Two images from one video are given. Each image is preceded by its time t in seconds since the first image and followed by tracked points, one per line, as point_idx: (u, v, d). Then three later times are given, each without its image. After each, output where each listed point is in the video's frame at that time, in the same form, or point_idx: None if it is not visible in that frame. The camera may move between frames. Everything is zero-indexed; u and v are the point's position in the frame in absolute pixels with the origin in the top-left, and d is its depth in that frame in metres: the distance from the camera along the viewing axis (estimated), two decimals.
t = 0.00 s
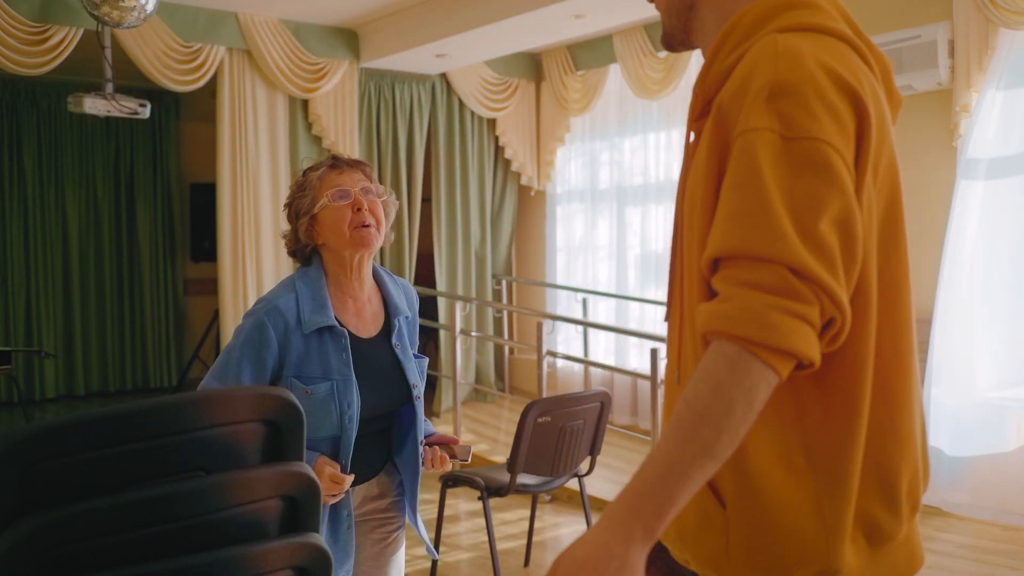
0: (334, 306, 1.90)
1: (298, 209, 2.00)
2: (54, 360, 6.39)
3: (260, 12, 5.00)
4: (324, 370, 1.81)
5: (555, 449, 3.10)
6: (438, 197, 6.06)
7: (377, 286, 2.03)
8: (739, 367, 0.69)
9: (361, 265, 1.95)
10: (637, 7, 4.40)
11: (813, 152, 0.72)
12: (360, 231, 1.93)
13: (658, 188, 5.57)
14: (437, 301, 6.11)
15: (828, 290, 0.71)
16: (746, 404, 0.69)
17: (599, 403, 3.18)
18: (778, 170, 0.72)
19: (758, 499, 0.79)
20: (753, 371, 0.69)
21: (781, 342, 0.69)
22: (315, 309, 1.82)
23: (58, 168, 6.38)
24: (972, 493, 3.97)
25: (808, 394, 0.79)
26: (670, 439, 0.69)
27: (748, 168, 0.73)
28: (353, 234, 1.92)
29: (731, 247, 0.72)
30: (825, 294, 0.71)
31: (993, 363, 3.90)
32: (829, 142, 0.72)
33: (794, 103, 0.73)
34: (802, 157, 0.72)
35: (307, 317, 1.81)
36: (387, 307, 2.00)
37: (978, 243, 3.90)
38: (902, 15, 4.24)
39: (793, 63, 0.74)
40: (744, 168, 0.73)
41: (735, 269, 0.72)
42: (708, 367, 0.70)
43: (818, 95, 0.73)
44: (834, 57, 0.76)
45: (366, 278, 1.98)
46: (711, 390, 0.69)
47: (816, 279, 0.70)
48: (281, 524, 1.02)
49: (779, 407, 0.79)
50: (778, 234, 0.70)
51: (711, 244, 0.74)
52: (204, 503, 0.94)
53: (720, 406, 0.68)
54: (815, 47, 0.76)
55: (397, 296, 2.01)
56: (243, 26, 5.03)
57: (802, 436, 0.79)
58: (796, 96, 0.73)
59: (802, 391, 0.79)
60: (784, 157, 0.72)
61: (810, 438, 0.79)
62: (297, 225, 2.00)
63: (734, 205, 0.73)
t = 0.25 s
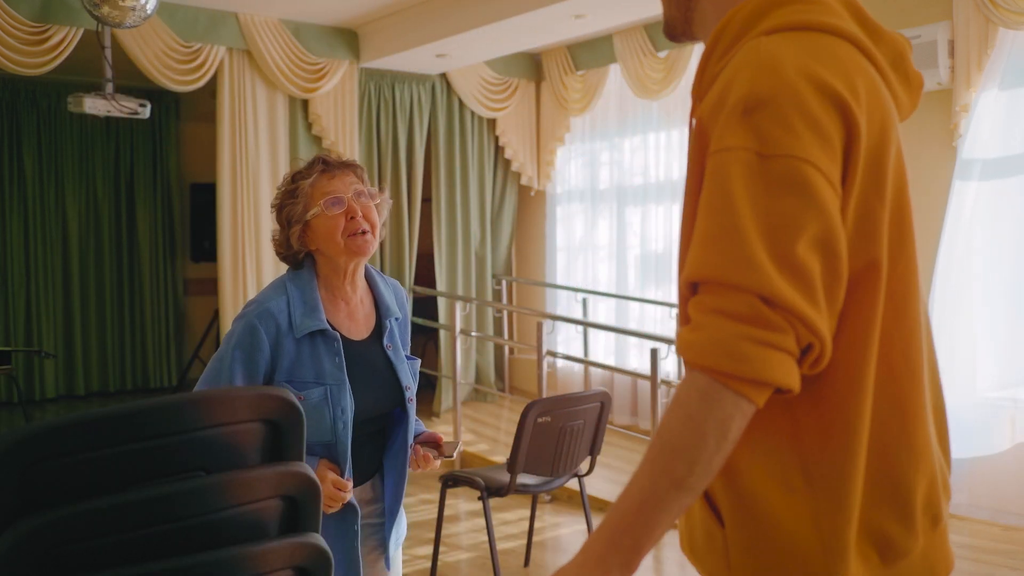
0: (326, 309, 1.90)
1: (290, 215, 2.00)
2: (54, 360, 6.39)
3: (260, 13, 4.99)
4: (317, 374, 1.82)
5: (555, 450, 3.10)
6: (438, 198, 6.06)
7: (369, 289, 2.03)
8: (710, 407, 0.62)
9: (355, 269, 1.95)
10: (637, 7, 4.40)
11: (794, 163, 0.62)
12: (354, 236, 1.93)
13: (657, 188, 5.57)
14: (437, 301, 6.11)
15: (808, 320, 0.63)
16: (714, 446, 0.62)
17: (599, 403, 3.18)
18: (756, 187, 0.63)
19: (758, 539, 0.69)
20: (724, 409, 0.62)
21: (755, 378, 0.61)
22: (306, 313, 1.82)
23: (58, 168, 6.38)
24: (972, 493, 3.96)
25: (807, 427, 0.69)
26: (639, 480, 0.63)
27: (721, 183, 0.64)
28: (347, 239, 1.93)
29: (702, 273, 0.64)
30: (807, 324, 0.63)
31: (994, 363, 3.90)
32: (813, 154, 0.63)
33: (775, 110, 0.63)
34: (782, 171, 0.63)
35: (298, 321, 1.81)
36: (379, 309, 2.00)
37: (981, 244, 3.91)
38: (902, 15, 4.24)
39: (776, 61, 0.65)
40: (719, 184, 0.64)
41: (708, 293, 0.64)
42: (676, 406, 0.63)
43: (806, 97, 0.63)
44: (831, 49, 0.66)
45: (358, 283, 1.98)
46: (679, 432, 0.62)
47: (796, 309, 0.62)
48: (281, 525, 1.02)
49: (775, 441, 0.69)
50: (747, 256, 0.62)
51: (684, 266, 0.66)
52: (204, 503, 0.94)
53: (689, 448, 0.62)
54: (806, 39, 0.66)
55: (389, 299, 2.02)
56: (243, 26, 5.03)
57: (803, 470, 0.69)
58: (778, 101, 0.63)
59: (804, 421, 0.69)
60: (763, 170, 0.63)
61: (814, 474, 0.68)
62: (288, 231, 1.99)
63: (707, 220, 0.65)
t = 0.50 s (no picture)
0: (309, 295, 1.91)
1: (271, 200, 2.00)
2: (54, 360, 6.39)
3: (260, 12, 4.99)
4: (307, 360, 1.82)
5: (555, 450, 3.10)
6: (438, 198, 6.06)
7: (352, 278, 2.04)
8: (676, 438, 0.64)
9: (335, 259, 1.96)
10: (637, 7, 4.40)
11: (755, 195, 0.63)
12: (334, 227, 1.93)
13: (658, 188, 5.58)
14: (437, 301, 6.11)
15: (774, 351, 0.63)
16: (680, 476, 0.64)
17: (600, 403, 3.18)
18: (719, 218, 0.64)
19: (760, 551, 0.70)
20: (690, 440, 0.64)
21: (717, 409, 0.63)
22: (291, 301, 1.83)
23: (58, 168, 6.38)
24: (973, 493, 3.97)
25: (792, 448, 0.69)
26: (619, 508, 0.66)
27: (686, 216, 0.65)
28: (326, 231, 1.93)
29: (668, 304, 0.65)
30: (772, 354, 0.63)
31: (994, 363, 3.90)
32: (776, 183, 0.63)
33: (737, 140, 0.64)
34: (743, 202, 0.63)
35: (284, 310, 1.82)
36: (364, 297, 2.00)
37: (982, 244, 3.92)
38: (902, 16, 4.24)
39: (741, 90, 0.65)
40: (683, 217, 0.65)
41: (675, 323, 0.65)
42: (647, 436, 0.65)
43: (767, 126, 0.63)
44: (804, 69, 0.66)
45: (341, 270, 1.99)
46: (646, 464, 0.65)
47: (757, 341, 0.62)
48: (282, 525, 1.02)
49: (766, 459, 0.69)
50: (708, 286, 0.63)
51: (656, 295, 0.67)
52: (203, 503, 0.94)
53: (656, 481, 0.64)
54: (777, 61, 0.66)
55: (372, 286, 2.02)
56: (243, 27, 5.03)
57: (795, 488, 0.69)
58: (738, 132, 0.64)
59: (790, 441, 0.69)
60: (724, 201, 0.63)
61: (803, 492, 0.69)
62: (269, 216, 2.00)
63: (675, 250, 0.66)
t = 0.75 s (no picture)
0: (297, 287, 1.92)
1: (252, 202, 2.00)
2: (54, 360, 6.39)
3: (259, 12, 4.99)
4: (296, 342, 1.82)
5: (555, 450, 3.10)
6: (438, 198, 6.06)
7: (340, 273, 2.04)
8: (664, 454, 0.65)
9: (321, 257, 1.96)
10: (637, 8, 4.40)
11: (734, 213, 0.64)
12: (315, 226, 1.94)
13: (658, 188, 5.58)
14: (437, 301, 6.11)
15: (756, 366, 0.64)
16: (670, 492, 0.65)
17: (599, 403, 3.18)
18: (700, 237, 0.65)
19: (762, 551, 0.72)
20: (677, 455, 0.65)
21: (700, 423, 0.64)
22: (276, 289, 1.84)
23: (58, 168, 6.38)
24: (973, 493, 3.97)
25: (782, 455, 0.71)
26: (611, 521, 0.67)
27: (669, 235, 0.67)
28: (309, 230, 1.94)
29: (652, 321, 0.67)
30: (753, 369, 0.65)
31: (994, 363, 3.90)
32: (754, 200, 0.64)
33: (713, 161, 0.65)
34: (723, 220, 0.64)
35: (270, 298, 1.83)
36: (353, 290, 2.00)
37: (983, 243, 3.93)
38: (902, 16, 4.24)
39: (720, 107, 0.66)
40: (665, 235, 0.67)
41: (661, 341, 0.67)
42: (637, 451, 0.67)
43: (745, 145, 0.65)
44: (784, 83, 0.67)
45: (328, 266, 1.99)
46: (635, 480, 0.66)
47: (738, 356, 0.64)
48: (282, 525, 1.02)
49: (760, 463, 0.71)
50: (689, 306, 0.64)
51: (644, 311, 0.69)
52: (203, 503, 0.94)
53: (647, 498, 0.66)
54: (757, 77, 0.67)
55: (362, 280, 2.02)
56: (243, 27, 5.03)
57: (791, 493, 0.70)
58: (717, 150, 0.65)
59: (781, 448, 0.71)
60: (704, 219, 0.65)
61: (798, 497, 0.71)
62: (252, 217, 2.01)
63: (660, 271, 0.67)
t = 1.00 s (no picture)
0: (298, 286, 1.92)
1: (254, 201, 2.01)
2: (54, 360, 6.39)
3: (259, 12, 5.00)
4: (292, 340, 1.83)
5: (555, 448, 3.10)
6: (437, 199, 6.06)
7: (342, 273, 2.04)
8: (663, 466, 0.65)
9: (322, 255, 1.97)
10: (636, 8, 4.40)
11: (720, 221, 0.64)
12: (316, 224, 1.94)
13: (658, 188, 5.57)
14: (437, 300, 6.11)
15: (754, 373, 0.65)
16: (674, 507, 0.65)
17: (599, 402, 3.18)
18: (685, 248, 0.65)
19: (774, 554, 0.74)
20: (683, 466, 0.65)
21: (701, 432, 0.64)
22: (277, 287, 1.84)
23: (58, 167, 6.39)
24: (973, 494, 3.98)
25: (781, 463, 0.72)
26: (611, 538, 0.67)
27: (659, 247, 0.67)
28: (309, 228, 1.94)
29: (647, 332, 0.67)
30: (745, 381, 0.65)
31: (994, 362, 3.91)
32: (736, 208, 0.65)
33: (697, 175, 0.66)
34: (705, 231, 0.65)
35: (269, 296, 1.83)
36: (354, 290, 2.01)
37: (984, 243, 3.93)
38: (902, 16, 4.24)
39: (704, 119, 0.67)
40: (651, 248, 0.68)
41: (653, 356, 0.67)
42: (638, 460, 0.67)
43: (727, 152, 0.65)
44: (766, 92, 0.68)
45: (330, 265, 1.99)
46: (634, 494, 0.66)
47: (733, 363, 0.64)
48: (282, 525, 1.03)
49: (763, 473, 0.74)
50: (678, 320, 0.65)
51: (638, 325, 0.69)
52: (203, 503, 0.94)
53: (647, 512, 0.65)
54: (739, 87, 0.68)
55: (364, 281, 2.02)
56: (242, 27, 5.03)
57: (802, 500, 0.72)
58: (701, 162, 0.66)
59: (777, 456, 0.73)
60: (686, 230, 0.66)
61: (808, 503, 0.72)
62: (254, 216, 2.02)
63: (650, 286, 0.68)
